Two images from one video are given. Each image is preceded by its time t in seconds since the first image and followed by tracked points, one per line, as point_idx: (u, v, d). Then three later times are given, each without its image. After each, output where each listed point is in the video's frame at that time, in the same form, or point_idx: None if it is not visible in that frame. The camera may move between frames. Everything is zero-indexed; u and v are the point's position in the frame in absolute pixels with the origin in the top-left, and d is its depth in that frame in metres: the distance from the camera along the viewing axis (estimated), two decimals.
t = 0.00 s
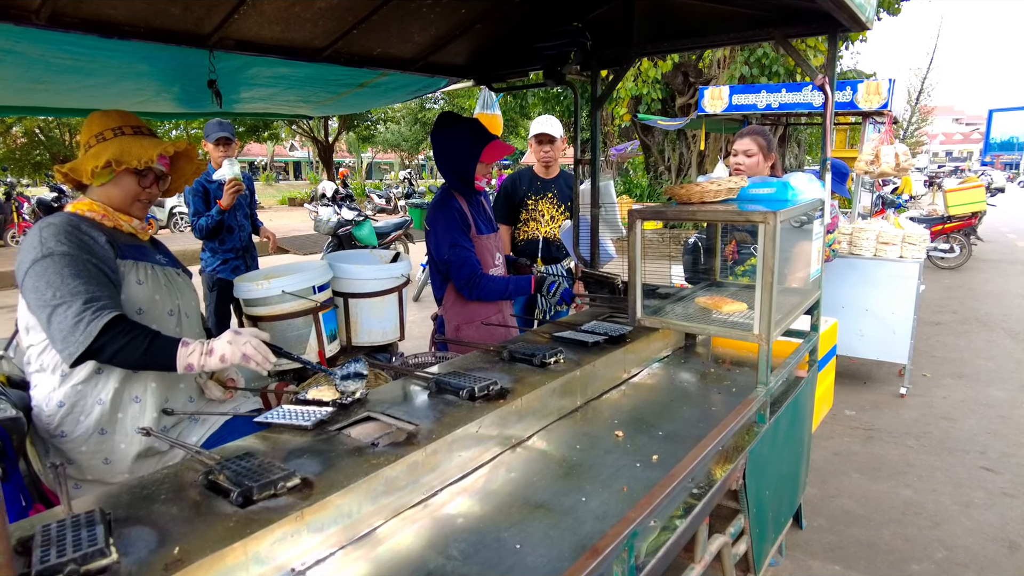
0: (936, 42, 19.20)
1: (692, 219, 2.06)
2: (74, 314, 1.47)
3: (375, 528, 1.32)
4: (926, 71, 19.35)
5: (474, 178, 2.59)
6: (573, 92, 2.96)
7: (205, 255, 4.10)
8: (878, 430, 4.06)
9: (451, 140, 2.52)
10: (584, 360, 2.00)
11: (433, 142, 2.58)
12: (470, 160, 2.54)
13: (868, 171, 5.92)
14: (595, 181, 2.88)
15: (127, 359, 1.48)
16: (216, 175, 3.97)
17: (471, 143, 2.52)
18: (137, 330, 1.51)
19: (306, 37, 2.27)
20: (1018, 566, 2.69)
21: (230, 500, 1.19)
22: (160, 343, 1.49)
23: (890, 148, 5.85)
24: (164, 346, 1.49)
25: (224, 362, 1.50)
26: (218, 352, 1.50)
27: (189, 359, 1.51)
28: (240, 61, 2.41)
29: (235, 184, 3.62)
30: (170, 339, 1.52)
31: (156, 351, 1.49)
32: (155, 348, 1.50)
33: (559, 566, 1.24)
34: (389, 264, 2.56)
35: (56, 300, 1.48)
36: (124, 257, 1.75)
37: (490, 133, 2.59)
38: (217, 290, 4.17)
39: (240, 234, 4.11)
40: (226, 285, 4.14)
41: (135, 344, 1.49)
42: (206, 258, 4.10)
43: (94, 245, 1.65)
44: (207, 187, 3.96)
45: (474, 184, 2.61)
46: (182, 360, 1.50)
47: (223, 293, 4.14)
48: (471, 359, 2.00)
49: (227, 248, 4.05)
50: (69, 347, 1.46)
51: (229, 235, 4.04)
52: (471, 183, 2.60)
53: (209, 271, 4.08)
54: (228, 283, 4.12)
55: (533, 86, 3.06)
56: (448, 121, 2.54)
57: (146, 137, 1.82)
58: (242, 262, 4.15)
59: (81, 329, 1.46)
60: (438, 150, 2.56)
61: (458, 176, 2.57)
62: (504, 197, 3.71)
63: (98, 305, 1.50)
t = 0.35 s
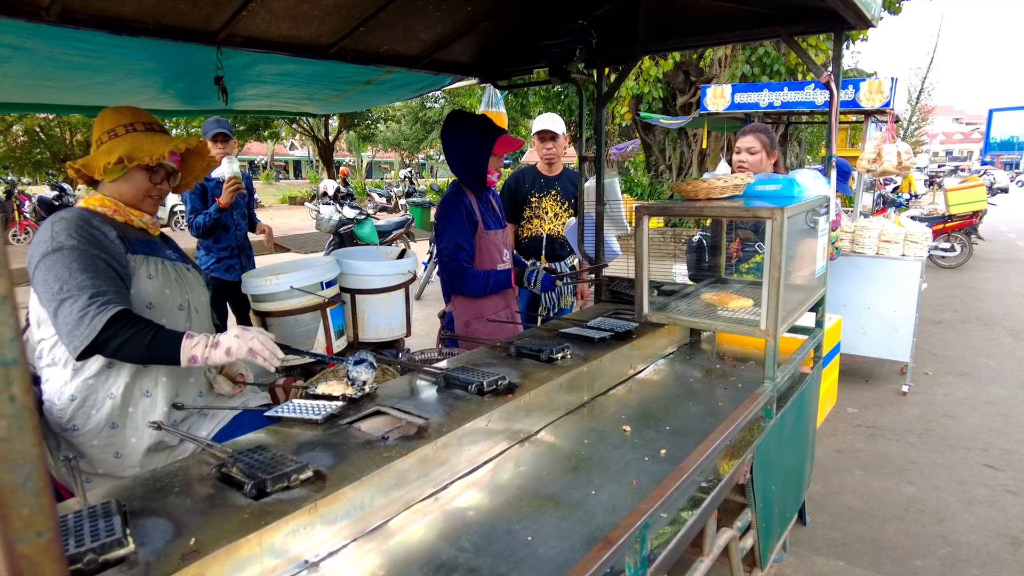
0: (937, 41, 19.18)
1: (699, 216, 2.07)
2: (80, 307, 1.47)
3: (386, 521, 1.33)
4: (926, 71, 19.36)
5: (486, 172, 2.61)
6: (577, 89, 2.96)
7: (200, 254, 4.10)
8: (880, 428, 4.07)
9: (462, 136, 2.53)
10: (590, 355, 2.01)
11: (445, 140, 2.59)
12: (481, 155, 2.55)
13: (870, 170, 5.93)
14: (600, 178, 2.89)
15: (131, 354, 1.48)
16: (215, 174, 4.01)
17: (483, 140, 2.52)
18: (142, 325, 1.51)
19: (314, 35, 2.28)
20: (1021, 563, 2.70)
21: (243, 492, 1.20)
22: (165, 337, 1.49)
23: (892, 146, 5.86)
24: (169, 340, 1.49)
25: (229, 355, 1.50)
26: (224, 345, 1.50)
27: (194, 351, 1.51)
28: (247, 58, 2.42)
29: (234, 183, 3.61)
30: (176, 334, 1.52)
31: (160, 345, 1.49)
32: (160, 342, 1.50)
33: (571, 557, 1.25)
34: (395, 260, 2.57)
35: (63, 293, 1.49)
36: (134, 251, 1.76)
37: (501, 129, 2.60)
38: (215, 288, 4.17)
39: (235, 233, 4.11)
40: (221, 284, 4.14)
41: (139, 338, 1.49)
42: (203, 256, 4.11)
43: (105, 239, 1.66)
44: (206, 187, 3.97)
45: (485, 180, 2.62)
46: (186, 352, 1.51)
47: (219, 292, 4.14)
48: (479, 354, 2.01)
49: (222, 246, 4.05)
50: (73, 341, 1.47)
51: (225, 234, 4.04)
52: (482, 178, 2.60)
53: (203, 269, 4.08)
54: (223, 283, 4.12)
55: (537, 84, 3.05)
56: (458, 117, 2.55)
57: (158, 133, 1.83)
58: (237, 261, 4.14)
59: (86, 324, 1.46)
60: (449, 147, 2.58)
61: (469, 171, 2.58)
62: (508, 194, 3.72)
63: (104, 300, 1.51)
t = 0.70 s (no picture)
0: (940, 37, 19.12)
1: (706, 214, 2.08)
2: (83, 311, 1.47)
3: (396, 518, 1.33)
4: (929, 68, 19.29)
5: (503, 169, 2.63)
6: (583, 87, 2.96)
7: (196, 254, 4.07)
8: (884, 425, 4.07)
9: (479, 133, 2.53)
10: (597, 353, 2.02)
11: (463, 136, 2.58)
12: (498, 151, 2.57)
13: (874, 168, 5.92)
14: (606, 176, 2.89)
15: (133, 357, 1.49)
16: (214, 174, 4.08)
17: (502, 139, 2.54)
18: (143, 328, 1.51)
19: (320, 33, 2.29)
20: None
21: (255, 489, 1.20)
22: (166, 341, 1.50)
23: (896, 144, 5.84)
24: (170, 344, 1.50)
25: (230, 356, 1.51)
26: (224, 346, 1.51)
27: (194, 353, 1.51)
28: (253, 56, 2.43)
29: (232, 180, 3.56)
30: (177, 336, 1.52)
31: (162, 348, 1.50)
32: (161, 345, 1.50)
33: (581, 554, 1.25)
34: (401, 258, 2.58)
35: (67, 295, 1.49)
36: (142, 250, 1.76)
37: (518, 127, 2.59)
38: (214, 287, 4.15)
39: (232, 233, 4.08)
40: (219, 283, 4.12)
41: (141, 342, 1.50)
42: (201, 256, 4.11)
43: (111, 238, 1.66)
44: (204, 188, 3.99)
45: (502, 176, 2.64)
46: (188, 355, 1.51)
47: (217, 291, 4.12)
48: (486, 352, 2.01)
49: (218, 245, 4.02)
50: (76, 344, 1.47)
51: (221, 233, 4.01)
52: (498, 175, 2.62)
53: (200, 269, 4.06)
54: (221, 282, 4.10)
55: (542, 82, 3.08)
56: (477, 114, 2.54)
57: (166, 131, 1.83)
58: (233, 261, 4.11)
59: (88, 326, 1.46)
60: (466, 143, 2.57)
61: (485, 167, 2.60)
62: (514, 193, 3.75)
63: (107, 302, 1.51)
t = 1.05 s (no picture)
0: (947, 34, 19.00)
1: (714, 213, 2.07)
2: (83, 315, 1.48)
3: (403, 518, 1.33)
4: (935, 66, 19.18)
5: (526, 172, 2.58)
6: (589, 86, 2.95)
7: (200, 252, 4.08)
8: (890, 425, 4.05)
9: (505, 132, 2.53)
10: (603, 353, 2.01)
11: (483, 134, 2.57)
12: (521, 152, 2.56)
13: (880, 166, 5.89)
14: (613, 175, 2.89)
15: (132, 362, 1.51)
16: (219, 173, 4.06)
17: (524, 139, 2.54)
18: (142, 334, 1.53)
19: (326, 32, 2.29)
20: None
21: (263, 488, 1.20)
22: (165, 346, 1.52)
23: (903, 142, 5.80)
24: (169, 349, 1.52)
25: (229, 360, 1.52)
26: (223, 351, 1.52)
27: (194, 358, 1.53)
28: (259, 55, 2.43)
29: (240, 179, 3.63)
30: (176, 340, 1.54)
31: (161, 354, 1.52)
32: (161, 350, 1.53)
33: (590, 554, 1.25)
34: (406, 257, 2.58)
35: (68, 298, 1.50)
36: (148, 250, 1.76)
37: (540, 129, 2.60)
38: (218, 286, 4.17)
39: (235, 232, 4.08)
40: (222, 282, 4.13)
41: (140, 347, 1.52)
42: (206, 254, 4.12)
43: (114, 238, 1.66)
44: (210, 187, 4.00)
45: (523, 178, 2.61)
46: (188, 359, 1.52)
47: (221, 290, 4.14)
48: (492, 351, 2.01)
49: (222, 244, 4.02)
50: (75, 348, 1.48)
51: (224, 231, 4.01)
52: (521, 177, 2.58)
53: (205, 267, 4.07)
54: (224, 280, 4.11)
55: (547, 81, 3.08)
56: (503, 113, 2.56)
57: (171, 130, 1.83)
58: (237, 259, 4.11)
59: (88, 332, 1.47)
60: (485, 140, 2.57)
61: (506, 166, 2.58)
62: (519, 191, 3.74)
63: (106, 307, 1.51)
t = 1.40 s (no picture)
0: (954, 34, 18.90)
1: (722, 212, 2.05)
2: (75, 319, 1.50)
3: (410, 518, 1.33)
4: (942, 66, 19.07)
5: (525, 170, 2.58)
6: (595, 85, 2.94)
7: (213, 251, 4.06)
8: (898, 426, 4.02)
9: (511, 132, 2.51)
10: (611, 353, 2.00)
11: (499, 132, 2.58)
12: (525, 151, 2.53)
13: (887, 165, 5.86)
14: (620, 174, 2.87)
15: (122, 364, 1.54)
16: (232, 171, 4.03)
17: (530, 139, 2.50)
18: (132, 336, 1.56)
19: (332, 31, 2.28)
20: None
21: (270, 489, 1.20)
22: (154, 348, 1.55)
23: (911, 141, 5.76)
24: (159, 350, 1.55)
25: (217, 360, 1.56)
26: (212, 351, 1.56)
27: (183, 359, 1.57)
28: (266, 54, 2.42)
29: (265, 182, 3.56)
30: (165, 343, 1.57)
31: (150, 356, 1.55)
32: (150, 352, 1.56)
33: (599, 556, 1.24)
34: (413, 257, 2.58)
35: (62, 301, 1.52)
36: (150, 250, 1.75)
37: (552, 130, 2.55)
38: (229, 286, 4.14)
39: (250, 229, 4.08)
40: (237, 280, 4.14)
41: (130, 350, 1.54)
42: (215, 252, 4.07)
43: (115, 238, 1.65)
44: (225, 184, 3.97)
45: (526, 176, 2.61)
46: (177, 361, 1.56)
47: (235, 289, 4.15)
48: (499, 351, 2.00)
49: (237, 242, 4.03)
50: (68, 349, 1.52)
51: (240, 230, 4.01)
52: (522, 175, 2.59)
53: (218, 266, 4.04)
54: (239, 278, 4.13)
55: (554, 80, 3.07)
56: (513, 113, 2.54)
57: (176, 129, 1.83)
58: (250, 257, 4.13)
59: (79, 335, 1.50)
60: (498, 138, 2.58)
61: (512, 164, 2.58)
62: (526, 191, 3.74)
63: (99, 311, 1.52)
